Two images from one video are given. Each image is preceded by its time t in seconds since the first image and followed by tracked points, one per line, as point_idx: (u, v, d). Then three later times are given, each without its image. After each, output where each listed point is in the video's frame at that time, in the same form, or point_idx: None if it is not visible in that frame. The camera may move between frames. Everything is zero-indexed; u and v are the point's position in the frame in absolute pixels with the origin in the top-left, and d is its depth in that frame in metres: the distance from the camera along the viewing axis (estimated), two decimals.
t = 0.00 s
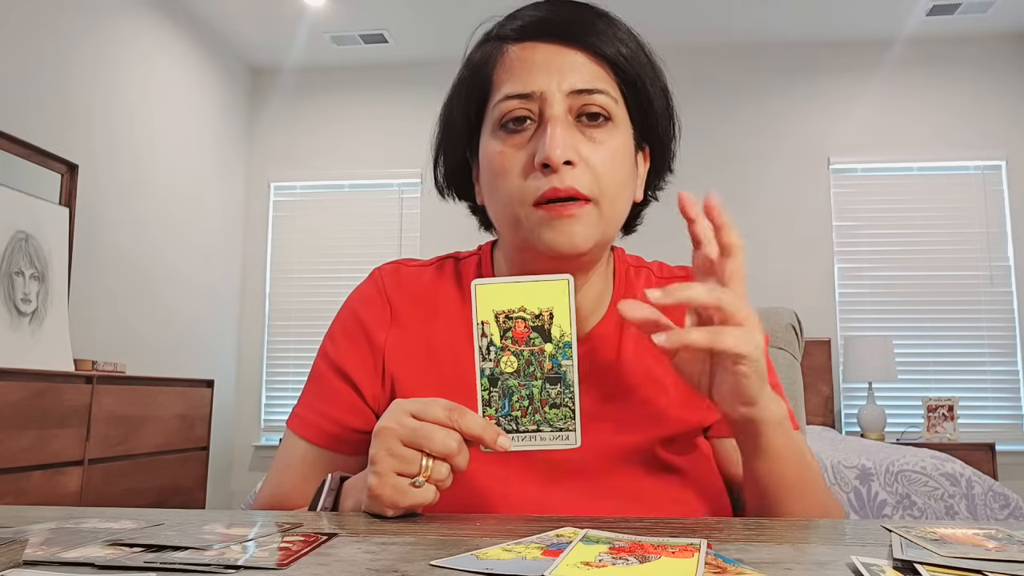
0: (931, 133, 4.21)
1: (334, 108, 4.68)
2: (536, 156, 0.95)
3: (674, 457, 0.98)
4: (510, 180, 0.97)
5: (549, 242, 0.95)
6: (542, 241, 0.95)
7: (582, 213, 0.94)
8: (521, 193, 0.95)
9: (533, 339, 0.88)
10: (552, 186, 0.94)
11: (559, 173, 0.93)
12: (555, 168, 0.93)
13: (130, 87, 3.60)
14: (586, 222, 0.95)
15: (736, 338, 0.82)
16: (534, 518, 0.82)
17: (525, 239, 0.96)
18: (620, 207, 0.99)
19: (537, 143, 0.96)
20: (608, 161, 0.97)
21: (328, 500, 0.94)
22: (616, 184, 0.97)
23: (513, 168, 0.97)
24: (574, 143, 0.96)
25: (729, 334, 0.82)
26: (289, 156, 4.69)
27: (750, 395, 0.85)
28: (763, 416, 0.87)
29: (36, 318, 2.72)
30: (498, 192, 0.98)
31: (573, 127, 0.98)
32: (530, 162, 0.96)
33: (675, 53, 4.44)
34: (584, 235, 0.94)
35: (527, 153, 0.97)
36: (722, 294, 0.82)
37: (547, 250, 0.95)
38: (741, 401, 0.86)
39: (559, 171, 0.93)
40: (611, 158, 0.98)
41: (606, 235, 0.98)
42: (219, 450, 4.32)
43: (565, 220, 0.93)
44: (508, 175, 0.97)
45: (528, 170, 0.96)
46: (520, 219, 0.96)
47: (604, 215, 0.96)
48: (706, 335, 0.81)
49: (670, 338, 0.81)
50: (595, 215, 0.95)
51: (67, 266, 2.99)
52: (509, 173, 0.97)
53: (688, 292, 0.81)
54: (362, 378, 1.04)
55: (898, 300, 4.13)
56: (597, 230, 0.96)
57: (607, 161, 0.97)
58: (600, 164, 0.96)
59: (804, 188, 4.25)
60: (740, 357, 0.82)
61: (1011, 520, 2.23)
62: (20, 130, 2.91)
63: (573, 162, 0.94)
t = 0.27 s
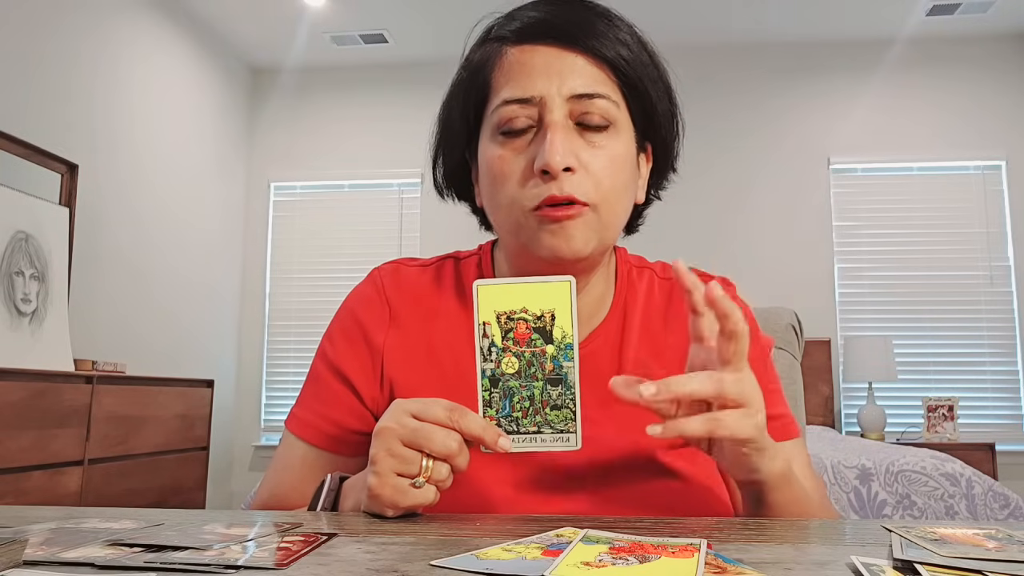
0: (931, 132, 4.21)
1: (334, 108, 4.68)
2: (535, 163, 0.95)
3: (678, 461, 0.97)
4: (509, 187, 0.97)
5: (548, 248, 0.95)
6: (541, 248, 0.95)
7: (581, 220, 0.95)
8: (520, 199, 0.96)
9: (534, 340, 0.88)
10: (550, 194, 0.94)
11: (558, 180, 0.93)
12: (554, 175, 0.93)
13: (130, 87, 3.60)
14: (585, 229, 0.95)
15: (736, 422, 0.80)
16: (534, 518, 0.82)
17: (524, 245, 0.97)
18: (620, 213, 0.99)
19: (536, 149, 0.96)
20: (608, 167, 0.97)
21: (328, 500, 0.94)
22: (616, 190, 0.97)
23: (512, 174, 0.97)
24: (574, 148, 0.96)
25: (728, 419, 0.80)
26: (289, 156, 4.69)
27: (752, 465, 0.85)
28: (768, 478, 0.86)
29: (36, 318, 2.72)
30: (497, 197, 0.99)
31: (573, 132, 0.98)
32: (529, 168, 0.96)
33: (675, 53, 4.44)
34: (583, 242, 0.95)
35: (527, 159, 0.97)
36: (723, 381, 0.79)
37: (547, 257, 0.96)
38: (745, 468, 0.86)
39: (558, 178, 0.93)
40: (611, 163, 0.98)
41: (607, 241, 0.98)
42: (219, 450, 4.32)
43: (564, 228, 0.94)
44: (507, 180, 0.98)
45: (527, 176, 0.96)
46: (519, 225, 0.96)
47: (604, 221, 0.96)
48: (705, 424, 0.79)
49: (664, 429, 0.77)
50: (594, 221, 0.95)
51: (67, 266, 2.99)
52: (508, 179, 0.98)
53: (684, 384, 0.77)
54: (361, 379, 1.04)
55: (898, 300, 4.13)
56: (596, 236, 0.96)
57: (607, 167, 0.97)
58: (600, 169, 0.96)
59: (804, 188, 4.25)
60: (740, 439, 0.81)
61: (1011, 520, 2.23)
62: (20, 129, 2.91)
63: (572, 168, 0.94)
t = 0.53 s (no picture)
0: (931, 132, 4.21)
1: (334, 108, 4.68)
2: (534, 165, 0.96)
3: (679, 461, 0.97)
4: (509, 189, 0.98)
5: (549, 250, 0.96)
6: (541, 250, 0.96)
7: (582, 223, 0.95)
8: (521, 202, 0.96)
9: (533, 339, 0.88)
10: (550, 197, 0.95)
11: (558, 183, 0.94)
12: (554, 178, 0.94)
13: (130, 87, 3.60)
14: (586, 232, 0.96)
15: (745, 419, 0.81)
16: (534, 518, 0.82)
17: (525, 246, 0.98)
18: (622, 214, 0.99)
19: (536, 151, 0.97)
20: (610, 168, 0.97)
21: (328, 500, 0.94)
22: (617, 192, 0.98)
23: (512, 175, 0.98)
24: (574, 150, 0.96)
25: (737, 415, 0.81)
26: (289, 156, 4.69)
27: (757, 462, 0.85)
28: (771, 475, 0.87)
29: (36, 318, 2.72)
30: (497, 199, 0.99)
31: (573, 133, 0.98)
32: (529, 170, 0.97)
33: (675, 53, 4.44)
34: (585, 244, 0.95)
35: (526, 160, 0.98)
36: (734, 378, 0.81)
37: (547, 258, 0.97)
38: (750, 467, 0.86)
39: (558, 181, 0.94)
40: (612, 165, 0.98)
41: (608, 242, 0.99)
42: (219, 450, 4.32)
43: (564, 230, 0.95)
44: (507, 182, 0.98)
45: (528, 179, 0.96)
46: (519, 228, 0.97)
47: (605, 223, 0.97)
48: (713, 421, 0.81)
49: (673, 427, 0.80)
50: (595, 224, 0.96)
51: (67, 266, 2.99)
52: (508, 181, 0.98)
53: (696, 379, 0.80)
54: (360, 381, 1.04)
55: (898, 301, 4.13)
56: (598, 238, 0.97)
57: (608, 168, 0.97)
58: (600, 171, 0.96)
59: (805, 188, 4.25)
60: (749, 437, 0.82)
61: (1011, 520, 2.23)
62: (20, 130, 2.91)
63: (573, 172, 0.94)
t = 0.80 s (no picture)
0: (931, 132, 4.21)
1: (334, 108, 4.68)
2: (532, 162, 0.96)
3: (675, 462, 0.97)
4: (506, 185, 0.98)
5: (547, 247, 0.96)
6: (538, 247, 0.97)
7: (580, 219, 0.96)
8: (519, 198, 0.97)
9: (533, 339, 0.88)
10: (548, 193, 0.95)
11: (556, 180, 0.94)
12: (552, 173, 0.94)
13: (130, 87, 3.60)
14: (584, 228, 0.96)
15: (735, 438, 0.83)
16: (534, 518, 0.82)
17: (522, 243, 0.98)
18: (620, 212, 1.00)
19: (533, 148, 0.97)
20: (607, 166, 0.98)
21: (328, 501, 0.94)
22: (616, 188, 0.98)
23: (510, 172, 0.98)
24: (572, 147, 0.96)
25: (725, 435, 0.82)
26: (289, 156, 4.69)
27: (747, 473, 0.87)
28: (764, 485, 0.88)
29: (36, 318, 2.72)
30: (495, 195, 1.00)
31: (571, 130, 0.98)
32: (527, 166, 0.97)
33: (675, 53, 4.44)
34: (583, 241, 0.96)
35: (524, 157, 0.98)
36: (716, 396, 0.82)
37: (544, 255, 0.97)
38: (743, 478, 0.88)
39: (556, 178, 0.94)
40: (610, 162, 0.98)
41: (606, 240, 0.99)
42: (219, 450, 4.32)
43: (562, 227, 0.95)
44: (505, 179, 0.99)
45: (526, 175, 0.97)
46: (518, 224, 0.97)
47: (603, 219, 0.98)
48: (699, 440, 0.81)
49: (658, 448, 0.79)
50: (593, 219, 0.97)
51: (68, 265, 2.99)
52: (506, 177, 0.99)
53: (678, 401, 0.81)
54: (359, 381, 1.04)
55: (898, 301, 4.13)
56: (596, 235, 0.97)
57: (607, 164, 0.98)
58: (599, 167, 0.97)
59: (805, 188, 4.25)
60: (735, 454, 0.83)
61: (1011, 520, 2.23)
62: (19, 129, 2.91)
63: (571, 167, 0.95)
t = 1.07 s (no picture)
0: (931, 132, 4.21)
1: (334, 108, 4.68)
2: (530, 158, 0.96)
3: (674, 461, 0.97)
4: (504, 182, 0.98)
5: (544, 244, 0.96)
6: (536, 244, 0.96)
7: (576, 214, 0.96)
8: (517, 195, 0.97)
9: (532, 338, 0.88)
10: (545, 189, 0.95)
11: (553, 176, 0.94)
12: (549, 168, 0.94)
13: (130, 87, 3.60)
14: (580, 222, 0.96)
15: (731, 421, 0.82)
16: (534, 518, 0.82)
17: (520, 240, 0.98)
18: (615, 209, 0.99)
19: (531, 145, 0.97)
20: (604, 163, 0.97)
21: (328, 500, 0.94)
22: (611, 185, 0.98)
23: (508, 169, 0.98)
24: (569, 143, 0.96)
25: (723, 417, 0.82)
26: (289, 157, 4.69)
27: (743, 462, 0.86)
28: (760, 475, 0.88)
29: (36, 318, 2.72)
30: (493, 192, 0.99)
31: (568, 127, 0.98)
32: (524, 163, 0.97)
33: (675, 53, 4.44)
34: (579, 236, 0.96)
35: (522, 154, 0.98)
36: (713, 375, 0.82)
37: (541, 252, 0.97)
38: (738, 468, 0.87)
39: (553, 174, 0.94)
40: (606, 159, 0.98)
41: (601, 237, 0.99)
42: (219, 450, 4.32)
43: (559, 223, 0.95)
44: (502, 176, 0.98)
45: (523, 172, 0.97)
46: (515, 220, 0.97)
47: (599, 214, 0.98)
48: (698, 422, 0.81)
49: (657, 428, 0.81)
50: (589, 215, 0.96)
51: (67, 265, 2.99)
52: (503, 174, 0.98)
53: (676, 380, 0.82)
54: (359, 381, 1.04)
55: (898, 300, 4.13)
56: (592, 232, 0.97)
57: (603, 161, 0.98)
58: (595, 163, 0.97)
59: (805, 188, 4.25)
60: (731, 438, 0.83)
61: (1011, 520, 2.23)
62: (19, 129, 2.91)
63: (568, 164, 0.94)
